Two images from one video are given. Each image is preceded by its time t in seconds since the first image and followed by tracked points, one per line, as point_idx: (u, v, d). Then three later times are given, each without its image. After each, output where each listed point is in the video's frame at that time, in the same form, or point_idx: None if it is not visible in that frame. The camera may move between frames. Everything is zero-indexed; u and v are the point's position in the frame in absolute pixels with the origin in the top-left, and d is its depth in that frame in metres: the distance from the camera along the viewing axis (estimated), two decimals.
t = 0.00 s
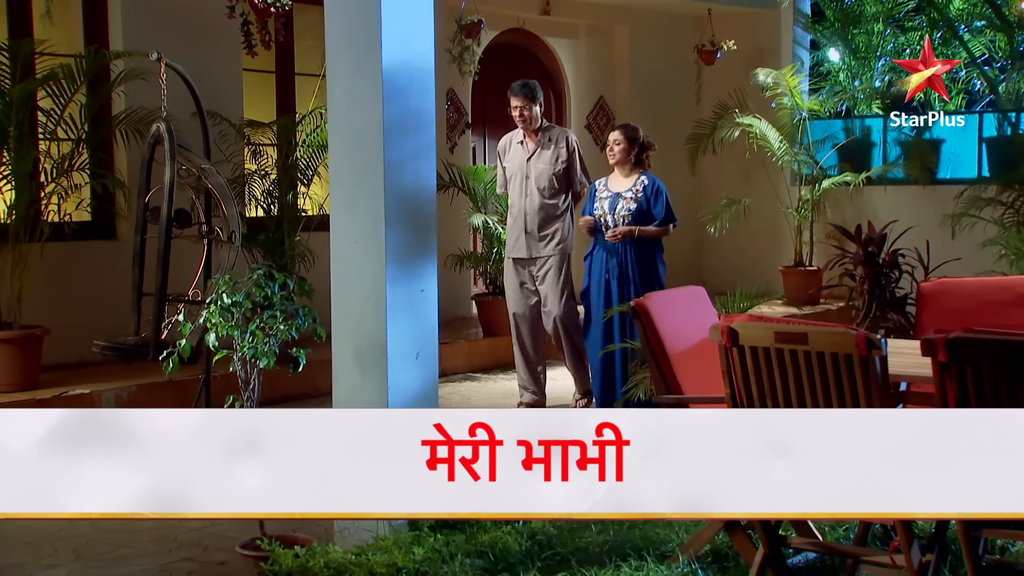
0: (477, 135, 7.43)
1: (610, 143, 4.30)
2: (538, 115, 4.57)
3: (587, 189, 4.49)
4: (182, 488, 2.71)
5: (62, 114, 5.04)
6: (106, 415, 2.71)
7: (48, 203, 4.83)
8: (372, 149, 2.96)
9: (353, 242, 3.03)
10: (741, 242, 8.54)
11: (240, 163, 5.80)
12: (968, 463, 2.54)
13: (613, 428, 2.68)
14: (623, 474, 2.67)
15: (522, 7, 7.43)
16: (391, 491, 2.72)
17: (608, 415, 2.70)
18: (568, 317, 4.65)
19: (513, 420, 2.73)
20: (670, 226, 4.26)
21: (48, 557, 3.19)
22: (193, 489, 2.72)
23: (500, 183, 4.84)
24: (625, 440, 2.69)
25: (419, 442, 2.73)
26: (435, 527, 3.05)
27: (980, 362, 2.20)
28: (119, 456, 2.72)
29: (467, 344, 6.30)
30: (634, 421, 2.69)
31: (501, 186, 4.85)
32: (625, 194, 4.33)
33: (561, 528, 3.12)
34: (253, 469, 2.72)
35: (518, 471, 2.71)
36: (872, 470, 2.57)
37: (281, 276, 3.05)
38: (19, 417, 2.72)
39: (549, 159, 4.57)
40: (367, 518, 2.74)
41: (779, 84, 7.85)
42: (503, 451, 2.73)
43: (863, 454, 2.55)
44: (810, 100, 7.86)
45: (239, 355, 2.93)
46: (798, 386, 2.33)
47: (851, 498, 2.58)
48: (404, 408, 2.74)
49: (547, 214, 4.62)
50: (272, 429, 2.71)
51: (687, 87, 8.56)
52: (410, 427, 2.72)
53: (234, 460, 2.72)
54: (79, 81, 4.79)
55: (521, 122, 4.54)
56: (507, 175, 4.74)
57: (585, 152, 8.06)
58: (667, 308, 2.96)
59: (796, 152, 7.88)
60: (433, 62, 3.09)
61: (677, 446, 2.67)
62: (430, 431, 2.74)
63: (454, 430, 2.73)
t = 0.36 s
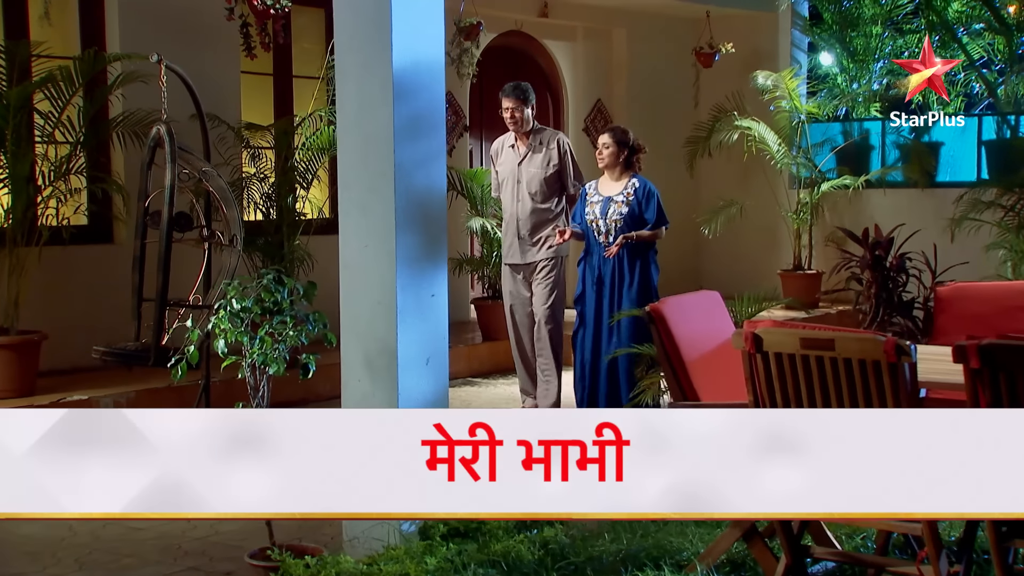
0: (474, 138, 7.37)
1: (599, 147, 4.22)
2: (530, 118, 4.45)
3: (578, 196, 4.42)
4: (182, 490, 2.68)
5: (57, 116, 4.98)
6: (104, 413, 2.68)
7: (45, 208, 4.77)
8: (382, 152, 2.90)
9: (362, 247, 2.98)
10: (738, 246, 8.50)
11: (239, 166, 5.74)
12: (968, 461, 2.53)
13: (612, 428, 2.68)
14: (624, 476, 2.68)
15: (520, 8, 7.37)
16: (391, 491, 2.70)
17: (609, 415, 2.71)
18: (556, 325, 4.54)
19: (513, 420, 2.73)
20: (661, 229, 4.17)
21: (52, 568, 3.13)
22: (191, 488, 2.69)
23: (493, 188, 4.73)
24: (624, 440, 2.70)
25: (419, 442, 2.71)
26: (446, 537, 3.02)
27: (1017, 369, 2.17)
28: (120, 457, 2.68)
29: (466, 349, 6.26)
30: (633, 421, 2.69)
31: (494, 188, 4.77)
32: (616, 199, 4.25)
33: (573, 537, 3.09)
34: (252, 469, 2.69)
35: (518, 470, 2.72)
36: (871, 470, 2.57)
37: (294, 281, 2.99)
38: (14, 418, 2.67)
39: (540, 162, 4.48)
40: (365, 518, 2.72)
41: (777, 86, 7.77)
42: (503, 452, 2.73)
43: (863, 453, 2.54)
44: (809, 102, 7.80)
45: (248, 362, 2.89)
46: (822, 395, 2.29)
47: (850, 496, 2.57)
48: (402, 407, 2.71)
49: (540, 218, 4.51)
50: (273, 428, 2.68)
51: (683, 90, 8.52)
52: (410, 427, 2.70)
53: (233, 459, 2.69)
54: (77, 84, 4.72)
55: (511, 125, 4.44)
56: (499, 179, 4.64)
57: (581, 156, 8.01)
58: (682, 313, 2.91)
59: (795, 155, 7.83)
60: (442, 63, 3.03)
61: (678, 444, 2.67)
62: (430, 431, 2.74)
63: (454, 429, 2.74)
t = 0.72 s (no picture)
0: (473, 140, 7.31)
1: (600, 149, 4.16)
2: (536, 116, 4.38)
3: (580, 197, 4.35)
4: (183, 489, 2.68)
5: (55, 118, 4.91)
6: (105, 413, 2.68)
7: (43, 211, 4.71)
8: (396, 155, 2.85)
9: (375, 250, 2.93)
10: (737, 248, 8.46)
11: (237, 168, 5.68)
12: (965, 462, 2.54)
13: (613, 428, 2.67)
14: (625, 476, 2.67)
15: (519, 9, 7.31)
16: (389, 489, 2.69)
17: (608, 414, 2.69)
18: (550, 329, 4.43)
19: (513, 420, 2.72)
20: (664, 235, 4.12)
21: None
22: (193, 487, 2.69)
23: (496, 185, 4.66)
24: (624, 440, 2.69)
25: (419, 442, 2.70)
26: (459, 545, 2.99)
27: None
28: (121, 456, 2.69)
29: (466, 353, 6.20)
30: (633, 421, 2.68)
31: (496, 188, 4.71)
32: (617, 202, 4.19)
33: (588, 546, 3.06)
34: (254, 466, 2.68)
35: (518, 471, 2.70)
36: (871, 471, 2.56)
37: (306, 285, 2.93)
38: (16, 420, 2.68)
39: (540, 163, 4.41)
40: (369, 516, 2.71)
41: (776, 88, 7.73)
42: (503, 453, 2.72)
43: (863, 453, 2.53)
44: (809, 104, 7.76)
45: (260, 368, 2.85)
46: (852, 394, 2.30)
47: (850, 498, 2.55)
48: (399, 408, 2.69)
49: (536, 221, 4.44)
50: (278, 426, 2.67)
51: (682, 91, 8.47)
52: (409, 426, 2.69)
53: (235, 456, 2.69)
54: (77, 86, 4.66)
55: (516, 123, 4.37)
56: (499, 178, 4.56)
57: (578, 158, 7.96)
58: (698, 317, 2.84)
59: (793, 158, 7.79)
60: (454, 64, 2.99)
61: (679, 444, 2.65)
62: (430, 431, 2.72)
63: (454, 430, 2.72)
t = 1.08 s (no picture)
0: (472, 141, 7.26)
1: (611, 150, 4.10)
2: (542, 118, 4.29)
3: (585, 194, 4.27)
4: (183, 490, 2.58)
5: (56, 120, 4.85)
6: (104, 412, 2.59)
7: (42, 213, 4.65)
8: (411, 157, 2.82)
9: (389, 254, 2.89)
10: (738, 251, 8.42)
11: (238, 170, 5.62)
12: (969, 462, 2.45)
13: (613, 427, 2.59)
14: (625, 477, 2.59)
15: (519, 10, 7.26)
16: (388, 491, 2.59)
17: (609, 414, 2.61)
18: (557, 337, 4.38)
19: (514, 419, 2.64)
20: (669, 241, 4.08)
21: None
22: (195, 488, 2.60)
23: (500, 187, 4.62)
24: (624, 440, 2.61)
25: (419, 441, 2.60)
26: (475, 552, 2.97)
27: None
28: (121, 456, 2.60)
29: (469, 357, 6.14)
30: (635, 420, 2.60)
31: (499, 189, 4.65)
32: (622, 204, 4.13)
33: (606, 554, 3.02)
34: (255, 466, 2.59)
35: (518, 471, 2.61)
36: (874, 471, 2.47)
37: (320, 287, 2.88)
38: (15, 419, 2.60)
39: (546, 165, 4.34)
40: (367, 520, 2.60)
41: (777, 89, 7.71)
42: (503, 453, 2.62)
43: (864, 451, 2.47)
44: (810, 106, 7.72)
45: (276, 373, 2.80)
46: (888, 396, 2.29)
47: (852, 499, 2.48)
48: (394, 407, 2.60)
49: (542, 223, 4.38)
50: (279, 424, 2.58)
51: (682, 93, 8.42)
52: (408, 426, 2.60)
53: (238, 456, 2.59)
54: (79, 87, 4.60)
55: (522, 124, 4.31)
56: (503, 179, 4.52)
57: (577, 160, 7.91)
58: (720, 322, 2.79)
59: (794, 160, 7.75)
60: (470, 65, 2.95)
61: (679, 444, 2.57)
62: (429, 431, 2.63)
63: (454, 429, 2.63)
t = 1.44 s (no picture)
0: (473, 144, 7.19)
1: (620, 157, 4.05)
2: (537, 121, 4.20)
3: (593, 193, 4.21)
4: (187, 490, 2.32)
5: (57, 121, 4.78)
6: (105, 412, 2.33)
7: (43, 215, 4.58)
8: (428, 160, 2.78)
9: (404, 259, 2.86)
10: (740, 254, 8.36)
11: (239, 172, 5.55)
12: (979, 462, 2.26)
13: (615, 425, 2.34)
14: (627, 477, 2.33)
15: (520, 12, 7.20)
16: (380, 493, 2.34)
17: (608, 412, 2.36)
18: (560, 340, 4.30)
19: (514, 416, 2.39)
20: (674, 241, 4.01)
21: None
22: (196, 488, 2.33)
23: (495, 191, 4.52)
24: (625, 439, 2.36)
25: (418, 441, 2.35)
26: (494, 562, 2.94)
27: None
28: (128, 455, 2.34)
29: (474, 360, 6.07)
30: (637, 417, 2.35)
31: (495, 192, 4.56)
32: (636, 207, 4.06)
33: (625, 564, 2.97)
34: (256, 465, 2.34)
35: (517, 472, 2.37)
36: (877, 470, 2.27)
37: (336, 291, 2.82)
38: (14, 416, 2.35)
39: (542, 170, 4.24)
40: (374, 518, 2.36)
41: (779, 91, 7.67)
42: (502, 453, 2.38)
43: (869, 450, 2.26)
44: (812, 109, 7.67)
45: (292, 379, 2.75)
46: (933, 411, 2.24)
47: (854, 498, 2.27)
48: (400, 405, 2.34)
49: (541, 229, 4.28)
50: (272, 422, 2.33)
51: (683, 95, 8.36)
52: (410, 422, 2.34)
53: (243, 455, 2.34)
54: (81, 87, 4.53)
55: (516, 126, 4.21)
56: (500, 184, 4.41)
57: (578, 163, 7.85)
58: (742, 327, 2.72)
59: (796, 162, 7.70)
60: (488, 66, 2.90)
61: (678, 442, 2.33)
62: (428, 430, 2.37)
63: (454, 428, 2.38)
